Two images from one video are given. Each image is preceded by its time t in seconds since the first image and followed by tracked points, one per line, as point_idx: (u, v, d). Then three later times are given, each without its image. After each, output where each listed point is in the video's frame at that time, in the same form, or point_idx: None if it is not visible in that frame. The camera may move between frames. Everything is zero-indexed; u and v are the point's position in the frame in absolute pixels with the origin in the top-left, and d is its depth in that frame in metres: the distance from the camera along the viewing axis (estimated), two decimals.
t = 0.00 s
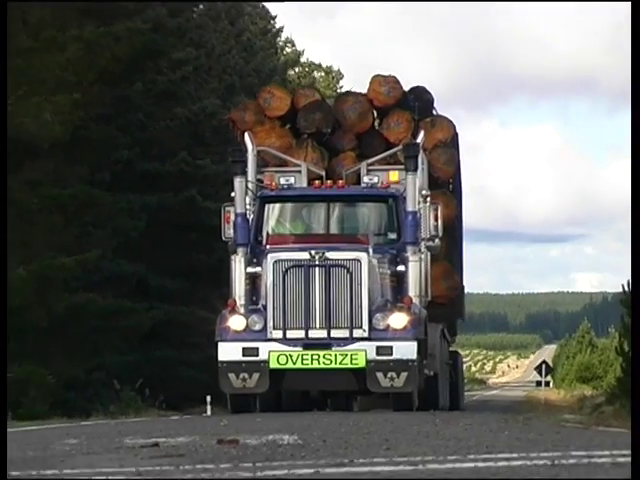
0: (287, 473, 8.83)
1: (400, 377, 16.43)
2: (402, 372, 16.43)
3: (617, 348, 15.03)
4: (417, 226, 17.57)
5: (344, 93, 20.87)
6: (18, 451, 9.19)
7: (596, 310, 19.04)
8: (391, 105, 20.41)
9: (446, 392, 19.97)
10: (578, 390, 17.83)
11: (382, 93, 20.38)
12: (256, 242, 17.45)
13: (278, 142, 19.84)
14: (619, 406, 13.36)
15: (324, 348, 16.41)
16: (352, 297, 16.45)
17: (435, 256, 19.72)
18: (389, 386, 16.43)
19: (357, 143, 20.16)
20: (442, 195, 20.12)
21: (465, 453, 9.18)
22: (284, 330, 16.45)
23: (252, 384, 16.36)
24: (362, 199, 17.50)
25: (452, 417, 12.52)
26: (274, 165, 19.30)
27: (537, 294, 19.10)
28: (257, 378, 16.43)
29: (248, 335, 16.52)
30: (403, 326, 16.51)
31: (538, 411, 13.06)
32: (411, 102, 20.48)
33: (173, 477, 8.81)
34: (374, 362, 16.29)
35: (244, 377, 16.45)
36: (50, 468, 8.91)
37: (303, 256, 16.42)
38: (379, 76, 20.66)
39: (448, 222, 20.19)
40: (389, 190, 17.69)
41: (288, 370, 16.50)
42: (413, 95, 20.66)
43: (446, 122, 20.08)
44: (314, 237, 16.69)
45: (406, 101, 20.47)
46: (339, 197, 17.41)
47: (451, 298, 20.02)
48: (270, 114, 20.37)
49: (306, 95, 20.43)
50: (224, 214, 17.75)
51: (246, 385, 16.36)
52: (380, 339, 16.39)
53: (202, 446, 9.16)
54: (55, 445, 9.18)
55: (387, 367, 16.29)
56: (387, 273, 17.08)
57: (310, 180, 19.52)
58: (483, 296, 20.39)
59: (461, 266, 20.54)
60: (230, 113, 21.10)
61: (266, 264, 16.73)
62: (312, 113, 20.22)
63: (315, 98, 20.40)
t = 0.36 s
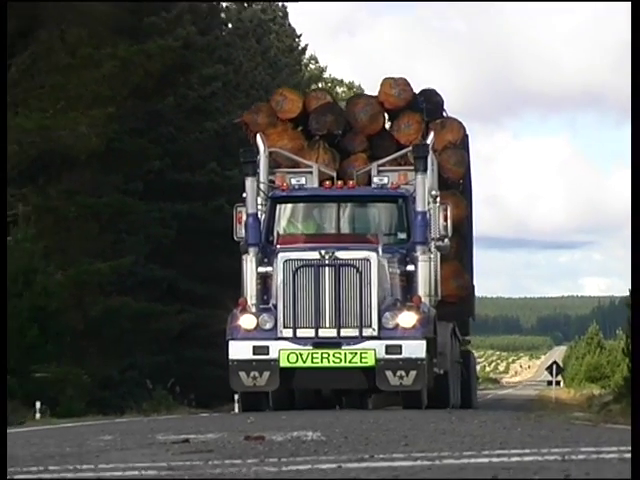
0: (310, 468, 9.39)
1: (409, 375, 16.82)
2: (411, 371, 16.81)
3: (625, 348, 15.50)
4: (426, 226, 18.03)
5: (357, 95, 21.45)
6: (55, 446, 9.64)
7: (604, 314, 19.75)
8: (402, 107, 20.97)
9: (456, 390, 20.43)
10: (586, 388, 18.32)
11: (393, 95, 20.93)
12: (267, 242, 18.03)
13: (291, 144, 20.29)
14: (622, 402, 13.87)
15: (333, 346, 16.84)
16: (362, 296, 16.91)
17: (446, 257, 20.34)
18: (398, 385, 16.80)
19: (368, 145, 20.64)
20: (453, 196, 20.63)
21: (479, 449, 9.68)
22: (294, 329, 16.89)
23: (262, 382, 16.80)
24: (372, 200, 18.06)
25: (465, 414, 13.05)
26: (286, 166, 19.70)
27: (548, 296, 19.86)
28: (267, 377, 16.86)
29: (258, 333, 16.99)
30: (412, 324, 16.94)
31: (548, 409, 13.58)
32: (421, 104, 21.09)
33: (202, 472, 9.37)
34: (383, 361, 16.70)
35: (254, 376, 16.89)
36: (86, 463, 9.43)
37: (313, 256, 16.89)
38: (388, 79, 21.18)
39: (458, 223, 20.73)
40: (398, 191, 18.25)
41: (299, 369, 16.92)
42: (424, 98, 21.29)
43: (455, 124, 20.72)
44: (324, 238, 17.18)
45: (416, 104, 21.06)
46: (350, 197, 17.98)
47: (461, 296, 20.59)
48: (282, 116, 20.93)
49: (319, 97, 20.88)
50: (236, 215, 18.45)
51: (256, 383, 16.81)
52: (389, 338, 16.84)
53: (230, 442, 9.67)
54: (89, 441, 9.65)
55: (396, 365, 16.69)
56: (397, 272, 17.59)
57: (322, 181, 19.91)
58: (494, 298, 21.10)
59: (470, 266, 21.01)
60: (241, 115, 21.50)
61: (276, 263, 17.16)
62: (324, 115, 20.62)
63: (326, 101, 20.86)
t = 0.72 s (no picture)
0: (327, 462, 9.93)
1: (411, 373, 17.28)
2: (413, 369, 17.28)
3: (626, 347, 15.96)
4: (428, 224, 18.53)
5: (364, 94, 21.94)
6: (84, 441, 10.16)
7: (606, 318, 20.16)
8: (406, 108, 21.41)
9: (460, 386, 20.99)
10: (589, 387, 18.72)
11: (399, 95, 21.34)
12: (271, 241, 18.47)
13: (298, 144, 20.79)
14: (624, 399, 14.31)
15: (336, 345, 17.26)
16: (364, 294, 17.30)
17: (448, 256, 20.91)
18: (400, 382, 17.30)
19: (373, 145, 21.19)
20: (456, 196, 21.15)
21: (487, 444, 10.19)
22: (297, 327, 17.37)
23: (264, 380, 17.34)
24: (375, 199, 18.53)
25: (473, 410, 13.52)
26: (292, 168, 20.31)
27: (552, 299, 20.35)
28: (269, 375, 17.40)
29: (261, 332, 17.51)
30: (414, 322, 17.36)
31: (551, 407, 14.03)
32: (426, 105, 21.48)
33: (224, 466, 9.92)
34: (385, 359, 17.15)
35: (257, 374, 17.44)
36: (115, 457, 9.97)
37: (315, 255, 17.33)
38: (393, 79, 21.55)
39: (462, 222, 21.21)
40: (401, 189, 18.68)
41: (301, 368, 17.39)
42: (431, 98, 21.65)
43: (460, 125, 21.18)
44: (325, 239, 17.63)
45: (421, 104, 21.48)
46: (357, 197, 18.47)
47: (465, 294, 21.11)
48: (288, 117, 21.35)
49: (325, 99, 21.53)
50: (241, 214, 18.85)
51: (259, 381, 17.36)
52: (391, 336, 17.26)
53: (251, 438, 10.19)
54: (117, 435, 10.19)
55: (398, 363, 17.16)
56: (399, 271, 18.11)
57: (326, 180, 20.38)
58: (499, 299, 21.72)
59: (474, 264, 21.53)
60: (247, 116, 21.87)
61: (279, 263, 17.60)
62: (330, 116, 21.21)
63: (332, 102, 21.48)
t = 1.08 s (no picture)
0: (341, 454, 10.48)
1: (410, 370, 17.80)
2: (412, 366, 17.79)
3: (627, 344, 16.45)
4: (428, 222, 19.07)
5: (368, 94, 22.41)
6: (110, 434, 10.68)
7: (607, 317, 20.63)
8: (410, 106, 22.01)
9: (462, 382, 21.39)
10: (590, 383, 19.24)
11: (402, 94, 21.94)
12: (273, 238, 19.02)
13: (302, 143, 21.12)
14: (624, 395, 14.80)
15: (336, 342, 17.76)
16: (364, 291, 17.74)
17: (451, 253, 21.41)
18: (400, 379, 17.81)
19: (377, 144, 21.59)
20: (459, 193, 21.71)
21: (493, 437, 10.72)
22: (297, 324, 17.81)
23: (264, 377, 17.83)
24: (376, 196, 19.04)
25: (480, 406, 14.05)
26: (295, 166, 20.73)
27: (556, 299, 20.80)
28: (269, 372, 17.88)
29: (261, 329, 17.95)
30: (413, 320, 17.88)
31: (554, 402, 14.53)
32: (429, 104, 22.14)
33: (243, 458, 10.47)
34: (384, 356, 17.68)
35: (257, 371, 17.90)
36: (139, 449, 10.53)
37: (315, 253, 17.71)
38: (396, 78, 22.13)
39: (464, 220, 21.76)
40: (402, 188, 19.23)
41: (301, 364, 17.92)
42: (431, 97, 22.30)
43: (463, 124, 21.75)
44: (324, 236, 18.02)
45: (423, 103, 22.09)
46: (361, 194, 18.99)
47: (467, 291, 21.58)
48: (293, 115, 21.68)
49: (329, 97, 21.82)
50: (243, 211, 19.37)
51: (259, 378, 17.84)
52: (390, 333, 17.75)
53: (268, 431, 10.75)
54: (142, 429, 10.72)
55: (398, 360, 17.68)
56: (400, 269, 18.62)
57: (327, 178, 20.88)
58: (503, 301, 22.17)
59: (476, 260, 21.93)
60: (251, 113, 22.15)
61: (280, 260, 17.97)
62: (334, 114, 21.61)
63: (337, 101, 21.77)
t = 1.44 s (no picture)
0: (355, 453, 11.01)
1: (410, 372, 18.30)
2: (412, 368, 18.30)
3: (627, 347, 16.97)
4: (429, 224, 19.60)
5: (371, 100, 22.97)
6: (135, 434, 11.19)
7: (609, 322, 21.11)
8: (413, 110, 22.58)
9: (464, 383, 21.87)
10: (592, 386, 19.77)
11: (405, 98, 22.53)
12: (274, 240, 19.45)
13: (305, 146, 21.60)
14: (624, 396, 15.36)
15: (336, 343, 18.31)
16: (363, 292, 18.32)
17: (453, 256, 21.77)
18: (400, 381, 18.31)
19: (380, 147, 22.12)
20: (461, 196, 22.09)
21: (501, 436, 11.25)
22: (297, 326, 18.38)
23: (264, 378, 18.35)
24: (377, 199, 19.56)
25: (486, 407, 14.58)
26: (299, 168, 21.31)
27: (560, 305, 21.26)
28: (269, 373, 18.40)
29: (262, 330, 18.50)
30: (413, 322, 18.40)
31: (557, 404, 15.06)
32: (432, 109, 22.77)
33: (262, 456, 11.00)
34: (384, 358, 18.19)
35: (258, 372, 18.44)
36: (163, 447, 11.06)
37: (316, 254, 18.31)
38: (400, 82, 22.72)
39: (465, 223, 22.09)
40: (404, 190, 19.74)
41: (302, 366, 18.43)
42: (434, 102, 23.02)
43: (465, 128, 22.23)
44: (323, 236, 18.60)
45: (426, 108, 22.69)
46: (365, 197, 19.52)
47: (468, 293, 22.05)
48: (297, 119, 22.17)
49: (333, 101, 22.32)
50: (245, 214, 19.89)
51: (259, 379, 18.36)
52: (390, 335, 18.29)
53: (286, 430, 11.28)
54: (165, 428, 11.25)
55: (397, 362, 18.19)
56: (400, 271, 19.14)
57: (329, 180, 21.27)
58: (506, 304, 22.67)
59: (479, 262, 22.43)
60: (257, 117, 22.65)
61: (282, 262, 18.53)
62: (338, 118, 22.10)
63: (340, 105, 22.27)
